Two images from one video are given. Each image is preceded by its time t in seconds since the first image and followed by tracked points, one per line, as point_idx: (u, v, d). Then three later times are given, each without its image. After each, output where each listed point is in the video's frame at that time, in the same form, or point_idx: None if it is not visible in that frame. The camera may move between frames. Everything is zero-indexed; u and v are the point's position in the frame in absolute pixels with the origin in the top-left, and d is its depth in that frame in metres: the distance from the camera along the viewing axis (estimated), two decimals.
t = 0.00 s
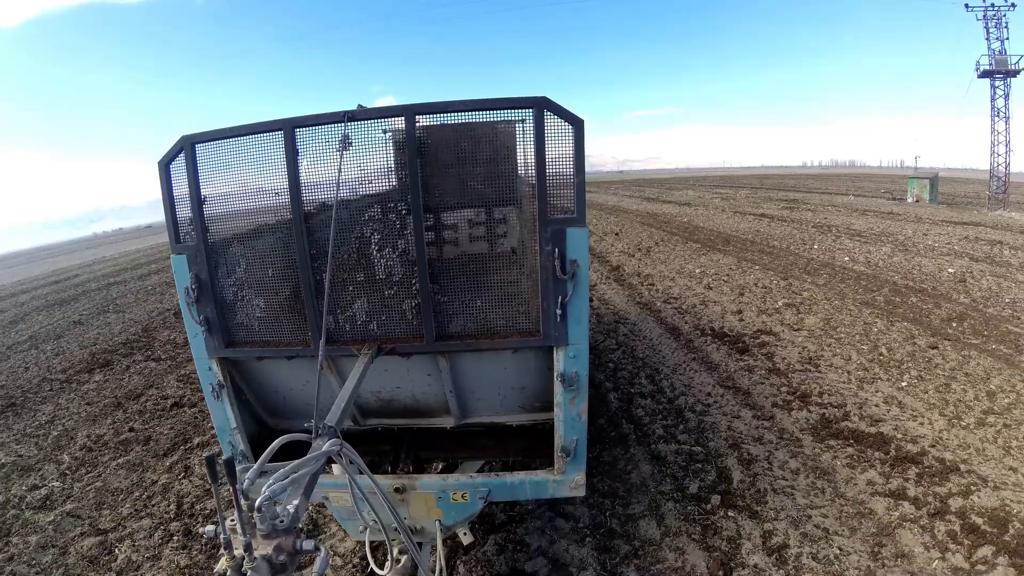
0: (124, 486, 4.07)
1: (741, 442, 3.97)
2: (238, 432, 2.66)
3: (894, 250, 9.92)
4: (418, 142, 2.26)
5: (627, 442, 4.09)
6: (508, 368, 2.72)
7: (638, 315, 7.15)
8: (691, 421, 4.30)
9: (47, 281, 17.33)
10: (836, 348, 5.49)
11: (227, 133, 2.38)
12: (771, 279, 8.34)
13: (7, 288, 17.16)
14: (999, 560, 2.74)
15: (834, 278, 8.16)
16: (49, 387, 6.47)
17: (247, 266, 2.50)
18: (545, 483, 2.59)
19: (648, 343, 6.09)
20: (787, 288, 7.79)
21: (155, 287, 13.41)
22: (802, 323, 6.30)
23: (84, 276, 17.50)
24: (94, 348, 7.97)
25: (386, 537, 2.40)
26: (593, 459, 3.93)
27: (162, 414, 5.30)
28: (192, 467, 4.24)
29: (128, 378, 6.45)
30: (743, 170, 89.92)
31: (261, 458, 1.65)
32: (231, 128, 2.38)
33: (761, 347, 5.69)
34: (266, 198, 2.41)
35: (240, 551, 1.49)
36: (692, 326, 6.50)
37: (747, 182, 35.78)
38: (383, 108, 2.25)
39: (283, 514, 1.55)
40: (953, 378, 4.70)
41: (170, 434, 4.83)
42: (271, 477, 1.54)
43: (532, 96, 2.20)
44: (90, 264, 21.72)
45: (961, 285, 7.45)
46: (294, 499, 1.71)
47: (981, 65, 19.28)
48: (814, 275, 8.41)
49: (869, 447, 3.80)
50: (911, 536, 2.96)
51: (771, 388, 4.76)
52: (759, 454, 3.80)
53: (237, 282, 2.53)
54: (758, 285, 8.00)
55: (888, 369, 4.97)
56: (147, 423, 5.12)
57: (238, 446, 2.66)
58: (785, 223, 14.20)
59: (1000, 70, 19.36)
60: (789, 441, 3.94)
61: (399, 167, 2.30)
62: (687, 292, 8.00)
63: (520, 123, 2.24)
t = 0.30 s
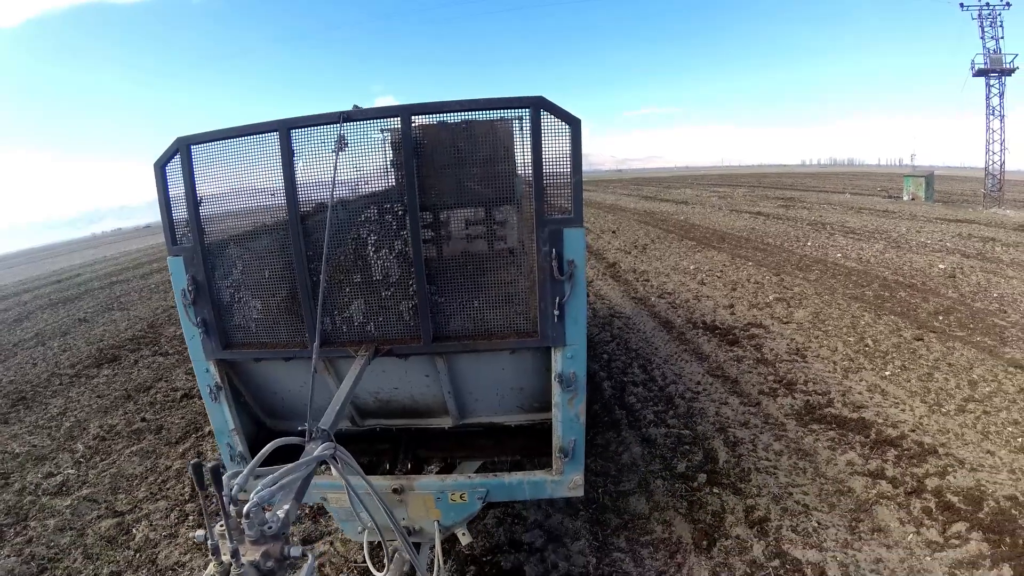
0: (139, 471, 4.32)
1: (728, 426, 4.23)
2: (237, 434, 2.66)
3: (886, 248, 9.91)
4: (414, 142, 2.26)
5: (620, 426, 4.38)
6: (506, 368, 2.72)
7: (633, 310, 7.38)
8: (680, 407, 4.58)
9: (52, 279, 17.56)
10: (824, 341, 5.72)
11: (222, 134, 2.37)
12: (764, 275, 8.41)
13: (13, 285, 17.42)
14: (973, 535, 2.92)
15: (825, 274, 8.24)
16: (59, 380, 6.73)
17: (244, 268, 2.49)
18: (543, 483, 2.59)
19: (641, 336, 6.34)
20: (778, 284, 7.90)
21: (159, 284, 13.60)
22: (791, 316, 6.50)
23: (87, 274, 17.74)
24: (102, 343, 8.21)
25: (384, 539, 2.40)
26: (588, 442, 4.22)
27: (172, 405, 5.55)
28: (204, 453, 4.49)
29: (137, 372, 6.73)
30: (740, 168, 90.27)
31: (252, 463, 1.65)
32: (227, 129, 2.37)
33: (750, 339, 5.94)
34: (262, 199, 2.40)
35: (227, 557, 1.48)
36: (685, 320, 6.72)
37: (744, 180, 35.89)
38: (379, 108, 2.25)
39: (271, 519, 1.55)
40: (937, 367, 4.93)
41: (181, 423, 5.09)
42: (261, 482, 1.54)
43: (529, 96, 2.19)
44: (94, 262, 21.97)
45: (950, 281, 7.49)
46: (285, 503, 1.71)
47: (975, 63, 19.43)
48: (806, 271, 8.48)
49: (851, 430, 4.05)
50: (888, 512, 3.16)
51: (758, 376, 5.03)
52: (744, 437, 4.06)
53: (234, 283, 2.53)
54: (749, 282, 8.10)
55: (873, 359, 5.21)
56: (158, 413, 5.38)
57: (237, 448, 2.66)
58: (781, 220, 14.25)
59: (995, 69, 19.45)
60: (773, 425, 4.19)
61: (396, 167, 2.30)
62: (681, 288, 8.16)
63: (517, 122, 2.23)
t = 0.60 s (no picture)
0: (153, 459, 4.56)
1: (716, 412, 4.45)
2: (236, 437, 2.66)
3: (879, 245, 9.92)
4: (410, 144, 2.26)
5: (613, 413, 4.61)
6: (504, 369, 2.72)
7: (627, 305, 7.53)
8: (671, 395, 4.81)
9: (57, 280, 17.83)
10: (812, 334, 5.89)
11: (219, 137, 2.37)
12: (756, 271, 8.49)
13: (19, 286, 17.69)
14: (947, 511, 3.11)
15: (817, 270, 8.31)
16: (70, 377, 7.04)
17: (241, 271, 2.49)
18: (543, 484, 2.59)
19: (635, 330, 6.53)
20: (770, 280, 7.97)
21: (162, 284, 13.79)
22: (781, 311, 6.65)
23: (91, 274, 17.98)
24: (110, 342, 8.47)
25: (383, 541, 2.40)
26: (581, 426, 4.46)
27: (182, 398, 5.82)
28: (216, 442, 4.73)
29: (147, 368, 7.00)
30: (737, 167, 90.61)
31: (245, 468, 1.65)
32: (223, 133, 2.37)
33: (740, 332, 6.13)
34: (259, 201, 2.40)
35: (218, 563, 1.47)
36: (678, 315, 6.89)
37: (742, 180, 35.94)
38: (375, 110, 2.25)
39: (263, 524, 1.53)
40: (920, 358, 5.10)
41: (193, 415, 5.34)
42: (252, 488, 1.54)
43: (525, 97, 2.20)
44: (97, 263, 22.24)
45: (940, 277, 7.53)
46: (278, 508, 1.70)
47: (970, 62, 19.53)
48: (798, 267, 8.54)
49: (833, 415, 4.26)
50: (865, 490, 3.36)
51: (747, 366, 5.25)
52: (731, 421, 4.28)
53: (232, 286, 2.52)
54: (742, 278, 8.18)
55: (859, 351, 5.39)
56: (169, 407, 5.63)
57: (236, 451, 2.66)
58: (776, 219, 14.32)
59: (990, 68, 19.53)
60: (759, 412, 4.40)
61: (393, 169, 2.30)
62: (675, 283, 8.26)
63: (514, 122, 2.24)
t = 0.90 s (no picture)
0: (168, 448, 4.70)
1: (703, 399, 4.60)
2: (236, 436, 2.66)
3: (870, 244, 10.00)
4: (410, 144, 2.27)
5: (606, 402, 4.76)
6: (503, 369, 2.73)
7: (622, 302, 7.59)
8: (661, 384, 4.94)
9: (56, 281, 17.83)
10: (800, 328, 5.95)
11: (219, 137, 2.37)
12: (748, 269, 8.55)
13: (18, 288, 17.70)
14: (921, 489, 3.27)
15: (808, 267, 8.36)
16: (81, 373, 7.12)
17: (242, 271, 2.50)
18: (542, 484, 2.60)
19: (629, 324, 6.61)
20: (762, 277, 8.02)
21: (160, 283, 13.80)
22: (771, 306, 6.71)
23: (90, 275, 17.97)
24: (117, 339, 8.54)
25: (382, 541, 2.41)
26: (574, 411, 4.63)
27: (192, 392, 5.93)
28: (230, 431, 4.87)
29: (157, 364, 7.10)
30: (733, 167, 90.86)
31: (242, 463, 1.65)
32: (224, 133, 2.37)
33: (729, 326, 6.21)
34: (260, 202, 2.40)
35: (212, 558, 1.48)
36: (670, 310, 6.94)
37: (740, 182, 36.11)
38: (375, 111, 2.26)
39: (258, 519, 1.54)
40: (903, 350, 5.20)
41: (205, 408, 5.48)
42: (248, 483, 1.54)
43: (524, 98, 2.21)
44: (97, 264, 22.25)
45: (928, 273, 7.59)
46: (275, 504, 1.71)
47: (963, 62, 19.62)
48: (789, 265, 8.60)
49: (815, 403, 4.40)
50: (844, 470, 3.53)
51: (735, 358, 5.37)
52: (718, 408, 4.43)
53: (232, 286, 2.53)
54: (734, 275, 8.24)
55: (844, 344, 5.48)
56: (181, 400, 5.75)
57: (236, 450, 2.66)
58: (770, 218, 14.33)
59: (983, 68, 19.62)
60: (745, 399, 4.56)
61: (393, 170, 2.31)
62: (668, 281, 8.31)
63: (513, 123, 2.25)
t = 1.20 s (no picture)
0: (181, 438, 4.87)
1: (691, 387, 4.73)
2: (236, 437, 2.67)
3: (863, 241, 10.05)
4: (409, 145, 2.28)
5: (599, 390, 4.90)
6: (502, 369, 2.74)
7: (617, 298, 7.64)
8: (653, 373, 5.08)
9: (57, 282, 17.85)
10: (789, 322, 6.00)
11: (219, 138, 2.38)
12: (741, 266, 8.60)
13: (20, 289, 17.72)
14: (897, 469, 3.40)
15: (800, 264, 8.41)
16: (91, 369, 7.17)
17: (241, 272, 2.50)
18: (541, 484, 2.61)
19: (623, 319, 6.66)
20: (754, 274, 8.06)
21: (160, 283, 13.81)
22: (761, 301, 6.76)
23: (90, 276, 17.99)
24: (127, 337, 8.58)
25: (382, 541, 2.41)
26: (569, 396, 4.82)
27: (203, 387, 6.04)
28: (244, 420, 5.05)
29: (166, 360, 7.17)
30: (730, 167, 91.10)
31: (243, 463, 1.66)
32: (223, 134, 2.38)
33: (720, 320, 6.27)
34: (259, 203, 2.41)
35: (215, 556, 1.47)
36: (664, 305, 6.99)
37: (737, 181, 36.23)
38: (374, 112, 2.26)
39: (260, 518, 1.55)
40: (887, 342, 5.27)
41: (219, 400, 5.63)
42: (250, 482, 1.54)
43: (522, 98, 2.22)
44: (97, 265, 22.26)
45: (918, 269, 7.64)
46: (277, 503, 1.71)
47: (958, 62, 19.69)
48: (781, 262, 8.65)
49: (800, 391, 4.52)
50: (824, 451, 3.67)
51: (724, 349, 5.46)
52: (705, 397, 4.55)
53: (231, 287, 2.53)
54: (727, 272, 8.29)
55: (830, 336, 5.54)
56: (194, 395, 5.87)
57: (236, 451, 2.67)
58: (766, 218, 14.36)
59: (978, 68, 19.72)
60: (732, 387, 4.68)
61: (392, 170, 2.32)
62: (663, 278, 8.35)
63: (511, 124, 2.26)
